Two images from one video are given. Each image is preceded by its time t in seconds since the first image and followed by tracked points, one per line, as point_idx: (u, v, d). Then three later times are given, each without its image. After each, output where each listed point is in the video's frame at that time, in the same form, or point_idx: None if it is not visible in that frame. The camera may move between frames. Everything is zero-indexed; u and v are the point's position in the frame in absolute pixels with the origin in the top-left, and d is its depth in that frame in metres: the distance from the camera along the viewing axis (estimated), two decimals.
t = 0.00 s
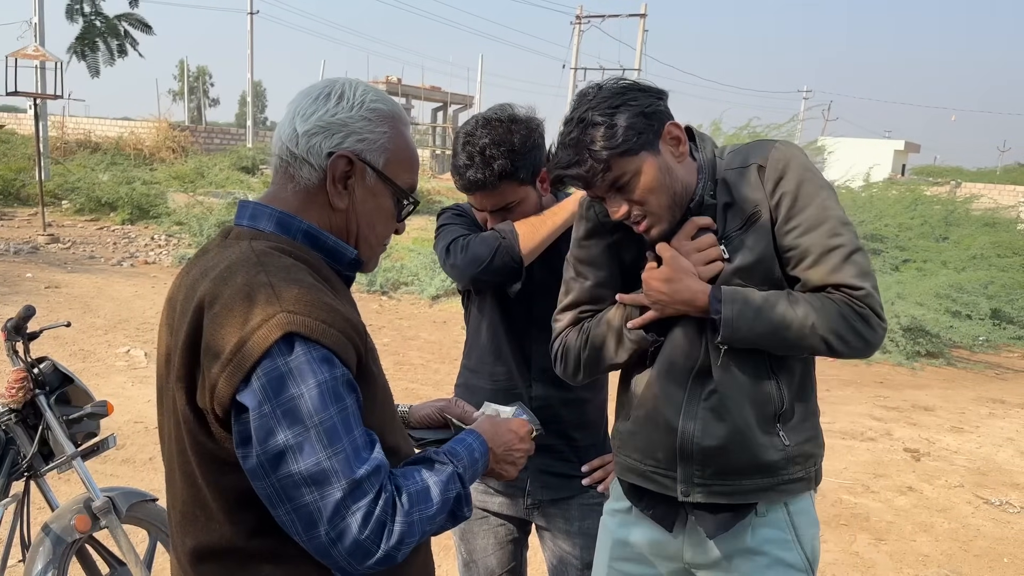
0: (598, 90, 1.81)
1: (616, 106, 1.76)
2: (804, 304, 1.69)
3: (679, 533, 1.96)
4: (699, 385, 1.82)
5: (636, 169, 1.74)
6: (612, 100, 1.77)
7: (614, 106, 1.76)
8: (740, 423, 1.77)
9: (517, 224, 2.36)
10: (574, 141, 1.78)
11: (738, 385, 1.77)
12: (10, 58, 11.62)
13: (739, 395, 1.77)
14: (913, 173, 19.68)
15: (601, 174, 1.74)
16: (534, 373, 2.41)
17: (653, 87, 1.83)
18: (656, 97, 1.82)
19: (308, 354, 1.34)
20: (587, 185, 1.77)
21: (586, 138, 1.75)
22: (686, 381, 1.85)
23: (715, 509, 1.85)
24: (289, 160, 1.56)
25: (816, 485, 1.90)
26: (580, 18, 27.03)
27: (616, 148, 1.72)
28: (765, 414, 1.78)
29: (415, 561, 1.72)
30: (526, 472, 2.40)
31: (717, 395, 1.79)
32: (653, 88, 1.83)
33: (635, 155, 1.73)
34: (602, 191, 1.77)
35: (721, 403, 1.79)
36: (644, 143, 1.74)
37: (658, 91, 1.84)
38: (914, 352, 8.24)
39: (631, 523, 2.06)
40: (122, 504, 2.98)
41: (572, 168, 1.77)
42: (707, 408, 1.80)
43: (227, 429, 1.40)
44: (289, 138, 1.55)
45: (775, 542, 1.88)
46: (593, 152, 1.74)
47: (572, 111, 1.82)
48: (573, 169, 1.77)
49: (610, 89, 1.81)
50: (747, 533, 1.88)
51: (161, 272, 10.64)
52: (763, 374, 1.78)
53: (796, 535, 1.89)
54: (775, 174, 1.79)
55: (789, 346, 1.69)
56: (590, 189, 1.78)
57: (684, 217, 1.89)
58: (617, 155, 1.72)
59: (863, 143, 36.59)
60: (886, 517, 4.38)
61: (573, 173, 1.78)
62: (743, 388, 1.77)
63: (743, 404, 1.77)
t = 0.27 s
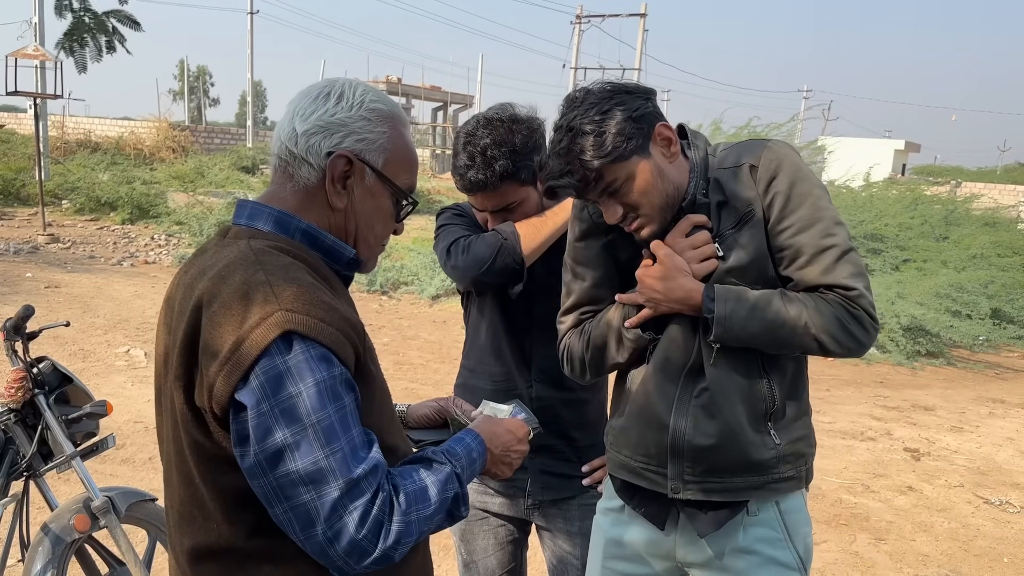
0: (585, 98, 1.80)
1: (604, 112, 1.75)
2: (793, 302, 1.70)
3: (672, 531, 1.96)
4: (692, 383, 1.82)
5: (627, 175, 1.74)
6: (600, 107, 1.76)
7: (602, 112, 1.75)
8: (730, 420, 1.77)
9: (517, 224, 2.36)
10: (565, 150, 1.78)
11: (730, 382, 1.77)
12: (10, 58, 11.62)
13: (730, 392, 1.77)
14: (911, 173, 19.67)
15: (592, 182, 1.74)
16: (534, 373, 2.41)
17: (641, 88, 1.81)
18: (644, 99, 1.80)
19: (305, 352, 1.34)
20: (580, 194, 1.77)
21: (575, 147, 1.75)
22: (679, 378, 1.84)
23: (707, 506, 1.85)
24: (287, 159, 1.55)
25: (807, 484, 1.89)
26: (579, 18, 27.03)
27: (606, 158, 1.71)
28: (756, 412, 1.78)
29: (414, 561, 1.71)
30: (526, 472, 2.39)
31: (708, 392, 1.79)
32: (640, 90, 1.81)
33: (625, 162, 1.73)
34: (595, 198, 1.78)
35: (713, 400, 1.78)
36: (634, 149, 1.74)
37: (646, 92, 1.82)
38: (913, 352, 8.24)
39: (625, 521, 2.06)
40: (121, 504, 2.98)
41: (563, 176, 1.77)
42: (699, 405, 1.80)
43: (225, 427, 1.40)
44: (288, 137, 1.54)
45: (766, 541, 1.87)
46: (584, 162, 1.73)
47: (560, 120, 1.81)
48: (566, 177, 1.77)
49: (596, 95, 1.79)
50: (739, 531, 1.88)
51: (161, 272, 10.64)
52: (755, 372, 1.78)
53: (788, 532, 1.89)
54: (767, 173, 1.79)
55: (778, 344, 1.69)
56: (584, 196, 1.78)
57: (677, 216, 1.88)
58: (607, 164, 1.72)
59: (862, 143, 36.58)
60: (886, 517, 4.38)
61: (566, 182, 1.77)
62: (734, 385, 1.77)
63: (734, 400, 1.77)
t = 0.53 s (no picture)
0: (581, 92, 1.79)
1: (599, 107, 1.74)
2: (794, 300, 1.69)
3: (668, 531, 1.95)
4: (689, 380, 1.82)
5: (622, 171, 1.74)
6: (595, 102, 1.75)
7: (597, 107, 1.74)
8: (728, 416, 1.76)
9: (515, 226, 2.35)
10: (561, 146, 1.78)
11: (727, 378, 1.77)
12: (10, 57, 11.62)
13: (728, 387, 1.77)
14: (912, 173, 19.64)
15: (587, 177, 1.74)
16: (533, 373, 2.40)
17: (636, 83, 1.80)
18: (640, 94, 1.78)
19: (303, 350, 1.33)
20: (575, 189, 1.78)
21: (571, 142, 1.75)
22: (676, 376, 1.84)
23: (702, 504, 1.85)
24: (286, 156, 1.55)
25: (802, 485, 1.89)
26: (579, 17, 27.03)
27: (601, 154, 1.71)
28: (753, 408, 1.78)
29: (414, 561, 1.71)
30: (526, 472, 2.39)
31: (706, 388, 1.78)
32: (635, 84, 1.79)
33: (621, 158, 1.73)
34: (590, 193, 1.78)
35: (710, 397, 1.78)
36: (629, 145, 1.73)
37: (642, 87, 1.81)
38: (914, 352, 8.23)
39: (621, 520, 2.06)
40: (121, 503, 2.97)
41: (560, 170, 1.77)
42: (696, 402, 1.80)
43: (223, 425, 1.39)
44: (287, 136, 1.54)
45: (761, 540, 1.87)
46: (579, 156, 1.74)
47: (557, 114, 1.81)
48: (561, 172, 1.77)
49: (592, 89, 1.78)
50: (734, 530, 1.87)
51: (161, 272, 10.63)
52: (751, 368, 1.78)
53: (783, 532, 1.88)
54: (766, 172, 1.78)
55: (778, 342, 1.69)
56: (579, 191, 1.79)
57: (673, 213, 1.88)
58: (602, 160, 1.72)
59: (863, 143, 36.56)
60: (886, 516, 4.38)
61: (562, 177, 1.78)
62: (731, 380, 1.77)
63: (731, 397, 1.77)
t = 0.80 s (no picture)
0: (636, 62, 1.81)
1: (646, 83, 1.77)
2: (783, 362, 1.72)
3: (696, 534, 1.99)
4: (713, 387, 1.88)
5: (645, 152, 1.78)
6: (643, 76, 1.77)
7: (643, 82, 1.76)
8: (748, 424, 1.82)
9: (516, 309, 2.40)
10: (596, 106, 1.80)
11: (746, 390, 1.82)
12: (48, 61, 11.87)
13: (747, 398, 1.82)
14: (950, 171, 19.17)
15: (608, 145, 1.78)
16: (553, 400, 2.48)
17: (689, 72, 1.82)
18: (689, 83, 1.81)
19: (318, 344, 1.32)
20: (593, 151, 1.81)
21: (605, 107, 1.77)
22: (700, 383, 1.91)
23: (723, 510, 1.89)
24: (298, 156, 1.54)
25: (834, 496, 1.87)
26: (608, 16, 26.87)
27: (631, 127, 1.74)
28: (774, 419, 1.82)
29: (436, 564, 1.69)
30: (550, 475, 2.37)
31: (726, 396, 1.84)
32: (688, 73, 1.82)
33: (649, 137, 1.76)
34: (608, 163, 1.81)
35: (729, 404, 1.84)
36: (662, 128, 1.77)
37: (694, 77, 1.83)
38: (951, 356, 8.03)
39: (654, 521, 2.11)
40: (150, 502, 3.00)
41: (586, 131, 1.80)
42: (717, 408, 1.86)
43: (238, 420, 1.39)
44: (296, 136, 1.53)
45: (791, 547, 1.86)
46: (608, 123, 1.76)
47: (602, 76, 1.83)
48: (585, 131, 1.80)
49: (648, 63, 1.80)
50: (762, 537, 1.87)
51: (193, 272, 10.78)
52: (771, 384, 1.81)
53: (814, 542, 1.86)
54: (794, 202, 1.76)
55: (767, 405, 1.73)
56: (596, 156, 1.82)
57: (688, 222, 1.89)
58: (630, 132, 1.75)
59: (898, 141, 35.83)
60: (921, 523, 4.26)
61: (583, 136, 1.81)
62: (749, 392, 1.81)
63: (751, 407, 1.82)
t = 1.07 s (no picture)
0: (637, 64, 1.81)
1: (650, 85, 1.77)
2: (788, 364, 1.72)
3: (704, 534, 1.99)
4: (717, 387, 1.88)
5: (650, 154, 1.77)
6: (646, 78, 1.77)
7: (647, 85, 1.76)
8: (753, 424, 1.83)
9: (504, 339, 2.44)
10: (599, 108, 1.79)
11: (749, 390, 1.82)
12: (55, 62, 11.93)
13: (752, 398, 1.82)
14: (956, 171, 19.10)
15: (612, 149, 1.77)
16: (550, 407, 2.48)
17: (693, 72, 1.82)
18: (693, 84, 1.81)
19: (323, 345, 1.32)
20: (597, 156, 1.80)
21: (609, 109, 1.77)
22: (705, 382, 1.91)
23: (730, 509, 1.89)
24: (304, 157, 1.54)
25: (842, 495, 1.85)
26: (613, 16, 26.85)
27: (635, 130, 1.74)
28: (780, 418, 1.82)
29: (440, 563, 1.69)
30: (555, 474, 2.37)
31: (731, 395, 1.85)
32: (692, 74, 1.82)
33: (654, 140, 1.76)
34: (612, 166, 1.81)
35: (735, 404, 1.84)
36: (667, 130, 1.76)
37: (698, 77, 1.83)
38: (957, 356, 8.00)
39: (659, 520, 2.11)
40: (155, 502, 3.01)
41: (589, 134, 1.80)
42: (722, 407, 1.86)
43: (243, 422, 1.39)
44: (302, 137, 1.54)
45: (797, 546, 1.85)
46: (612, 126, 1.76)
47: (605, 78, 1.83)
48: (588, 135, 1.80)
49: (650, 65, 1.80)
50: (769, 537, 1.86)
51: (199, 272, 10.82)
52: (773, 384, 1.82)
53: (821, 541, 1.85)
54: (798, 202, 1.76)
55: (773, 409, 1.73)
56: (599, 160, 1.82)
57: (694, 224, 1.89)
58: (634, 136, 1.75)
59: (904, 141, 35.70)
60: (927, 524, 4.25)
61: (586, 140, 1.81)
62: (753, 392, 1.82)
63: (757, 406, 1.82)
